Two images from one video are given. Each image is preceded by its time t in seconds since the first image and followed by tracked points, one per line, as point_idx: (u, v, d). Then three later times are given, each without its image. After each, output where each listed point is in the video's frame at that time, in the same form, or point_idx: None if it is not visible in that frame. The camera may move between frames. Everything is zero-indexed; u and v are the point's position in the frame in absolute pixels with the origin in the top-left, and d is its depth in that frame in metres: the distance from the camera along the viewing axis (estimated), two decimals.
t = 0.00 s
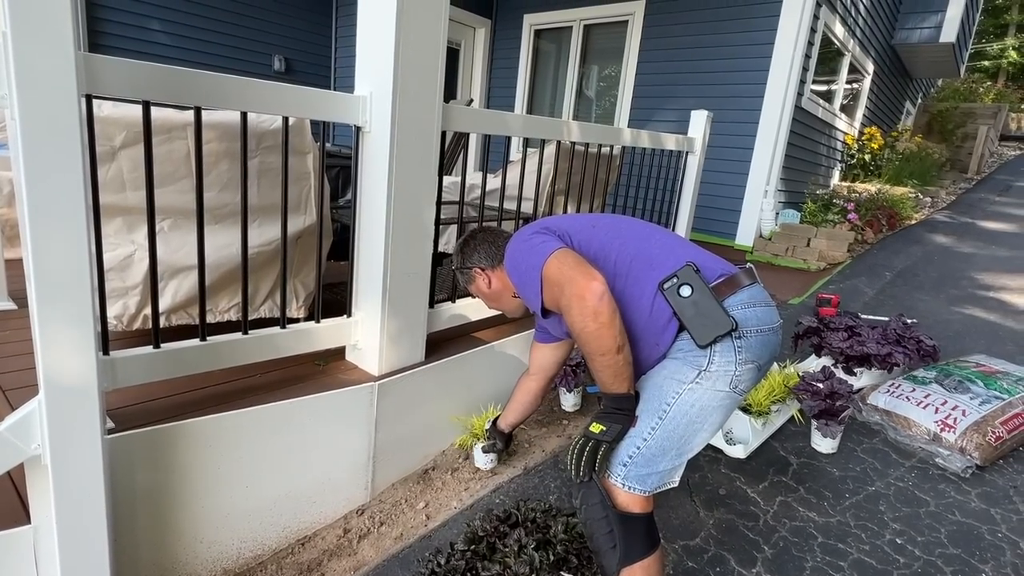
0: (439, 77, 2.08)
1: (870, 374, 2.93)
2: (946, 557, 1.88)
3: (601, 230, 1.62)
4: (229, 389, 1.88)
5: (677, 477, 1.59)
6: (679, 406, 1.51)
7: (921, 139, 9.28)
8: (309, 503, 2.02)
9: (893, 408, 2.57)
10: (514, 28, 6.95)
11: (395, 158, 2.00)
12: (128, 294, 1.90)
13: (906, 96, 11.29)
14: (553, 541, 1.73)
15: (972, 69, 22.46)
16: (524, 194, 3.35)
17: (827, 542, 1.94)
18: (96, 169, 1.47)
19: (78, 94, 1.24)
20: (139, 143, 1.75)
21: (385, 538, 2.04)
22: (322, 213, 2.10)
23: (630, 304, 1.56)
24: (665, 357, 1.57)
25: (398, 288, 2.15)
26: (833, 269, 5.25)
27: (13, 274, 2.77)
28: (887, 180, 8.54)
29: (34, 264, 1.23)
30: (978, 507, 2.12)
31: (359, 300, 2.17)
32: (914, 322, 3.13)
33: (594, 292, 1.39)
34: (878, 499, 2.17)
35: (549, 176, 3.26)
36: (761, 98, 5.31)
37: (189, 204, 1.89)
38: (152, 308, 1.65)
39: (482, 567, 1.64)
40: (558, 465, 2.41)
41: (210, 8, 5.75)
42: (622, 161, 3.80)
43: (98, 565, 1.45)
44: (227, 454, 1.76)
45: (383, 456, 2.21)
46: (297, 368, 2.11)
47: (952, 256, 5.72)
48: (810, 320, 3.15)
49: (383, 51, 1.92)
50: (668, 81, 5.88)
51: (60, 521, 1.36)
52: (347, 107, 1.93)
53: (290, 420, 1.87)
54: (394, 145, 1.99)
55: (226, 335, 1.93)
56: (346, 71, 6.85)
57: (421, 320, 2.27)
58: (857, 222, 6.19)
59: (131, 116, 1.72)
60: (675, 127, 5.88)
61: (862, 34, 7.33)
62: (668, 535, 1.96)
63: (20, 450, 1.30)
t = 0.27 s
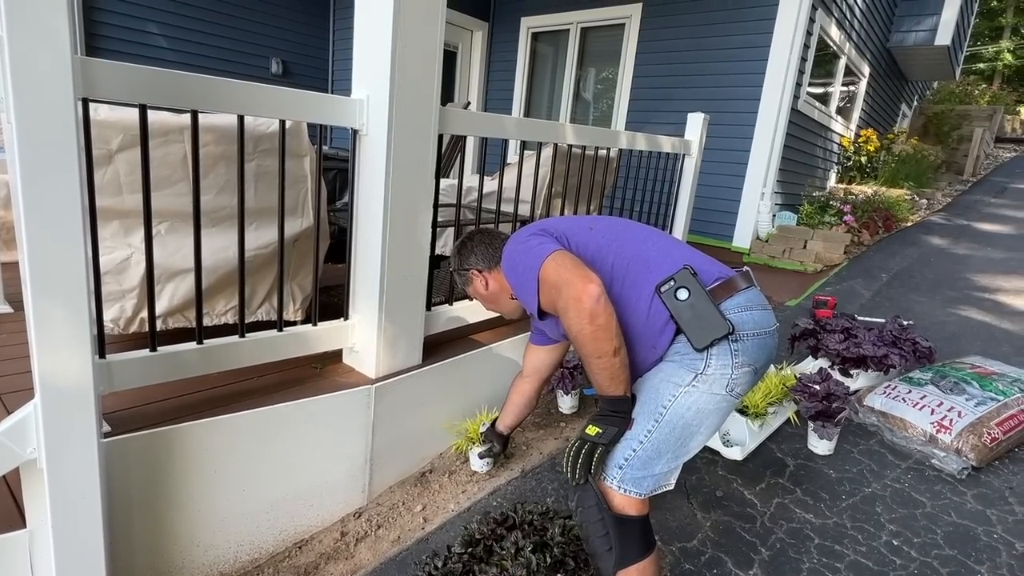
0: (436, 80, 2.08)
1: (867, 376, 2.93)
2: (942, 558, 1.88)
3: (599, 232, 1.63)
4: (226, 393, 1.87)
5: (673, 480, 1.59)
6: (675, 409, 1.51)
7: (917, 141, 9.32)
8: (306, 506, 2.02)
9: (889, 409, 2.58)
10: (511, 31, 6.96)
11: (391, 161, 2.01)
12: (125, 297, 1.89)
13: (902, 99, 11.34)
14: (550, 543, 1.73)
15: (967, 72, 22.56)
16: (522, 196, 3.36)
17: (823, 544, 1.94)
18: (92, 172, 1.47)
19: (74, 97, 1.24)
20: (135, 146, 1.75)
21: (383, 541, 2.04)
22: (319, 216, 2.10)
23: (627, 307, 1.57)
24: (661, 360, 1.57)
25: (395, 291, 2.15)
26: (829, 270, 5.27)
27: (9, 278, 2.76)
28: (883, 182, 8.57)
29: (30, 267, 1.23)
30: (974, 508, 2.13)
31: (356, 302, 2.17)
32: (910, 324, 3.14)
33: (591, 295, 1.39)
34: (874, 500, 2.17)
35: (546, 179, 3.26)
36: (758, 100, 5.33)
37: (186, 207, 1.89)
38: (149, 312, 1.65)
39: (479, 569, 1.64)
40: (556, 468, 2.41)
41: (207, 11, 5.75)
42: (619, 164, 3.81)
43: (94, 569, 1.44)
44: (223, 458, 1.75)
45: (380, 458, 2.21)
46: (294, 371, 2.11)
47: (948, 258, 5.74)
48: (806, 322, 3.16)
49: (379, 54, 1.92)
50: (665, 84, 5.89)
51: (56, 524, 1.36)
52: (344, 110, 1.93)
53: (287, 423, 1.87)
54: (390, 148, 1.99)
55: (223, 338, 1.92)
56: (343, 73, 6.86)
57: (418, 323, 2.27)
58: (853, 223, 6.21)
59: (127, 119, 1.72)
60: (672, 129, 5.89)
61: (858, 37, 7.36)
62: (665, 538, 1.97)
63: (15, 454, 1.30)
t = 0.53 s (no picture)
0: (432, 82, 2.08)
1: (863, 376, 2.94)
2: (939, 558, 1.89)
3: (600, 231, 1.63)
4: (222, 395, 1.87)
5: (671, 482, 1.59)
6: (673, 411, 1.51)
7: (913, 143, 9.35)
8: (303, 508, 2.02)
9: (885, 410, 2.58)
10: (508, 33, 6.97)
11: (388, 163, 2.01)
12: (121, 300, 1.89)
13: (897, 101, 11.38)
14: (547, 545, 1.73)
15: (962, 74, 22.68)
16: (518, 198, 3.36)
17: (820, 544, 1.94)
18: (88, 174, 1.47)
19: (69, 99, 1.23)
20: (131, 149, 1.75)
21: (380, 543, 2.04)
22: (315, 218, 2.10)
23: (626, 306, 1.57)
24: (660, 361, 1.57)
25: (392, 292, 2.15)
26: (826, 271, 5.28)
27: (4, 281, 2.75)
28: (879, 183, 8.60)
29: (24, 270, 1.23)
30: (970, 507, 2.14)
31: (353, 304, 2.17)
32: (906, 324, 3.15)
33: (590, 296, 1.39)
34: (871, 501, 2.18)
35: (543, 181, 3.27)
36: (754, 102, 5.34)
37: (181, 209, 1.89)
38: (145, 314, 1.65)
39: (475, 571, 1.64)
40: (553, 469, 2.41)
41: (204, 14, 5.75)
42: (616, 166, 3.81)
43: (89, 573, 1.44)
44: (220, 460, 1.75)
45: (377, 461, 2.21)
46: (291, 373, 2.10)
47: (943, 258, 5.76)
48: (803, 323, 3.17)
49: (375, 56, 1.93)
50: (662, 86, 5.91)
51: (50, 528, 1.35)
52: (341, 112, 1.93)
53: (284, 425, 1.87)
54: (387, 150, 1.99)
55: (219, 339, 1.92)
56: (340, 76, 6.86)
57: (415, 324, 2.27)
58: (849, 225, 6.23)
59: (123, 121, 1.72)
60: (668, 131, 5.90)
61: (853, 39, 7.39)
62: (663, 539, 1.97)
63: (10, 457, 1.30)
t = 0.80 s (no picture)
0: (427, 85, 2.09)
1: (859, 377, 2.95)
2: (934, 558, 1.89)
3: (602, 222, 1.62)
4: (218, 399, 1.86)
5: (672, 489, 1.59)
6: (667, 414, 1.51)
7: (907, 144, 9.39)
8: (299, 513, 2.01)
9: (881, 410, 2.59)
10: (504, 36, 6.98)
11: (383, 166, 2.01)
12: (116, 304, 1.88)
13: (892, 102, 11.44)
14: (543, 548, 1.73)
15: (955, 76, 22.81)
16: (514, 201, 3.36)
17: (816, 546, 1.95)
18: (82, 178, 1.46)
19: (63, 103, 1.23)
20: (125, 153, 1.74)
21: (376, 547, 2.03)
22: (311, 221, 2.10)
23: (622, 303, 1.58)
24: (654, 364, 1.58)
25: (388, 295, 2.15)
26: (821, 272, 5.29)
27: None
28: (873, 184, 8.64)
29: (17, 275, 1.23)
30: (965, 507, 2.14)
31: (349, 307, 2.17)
32: (901, 325, 3.16)
33: (582, 299, 1.40)
34: (866, 501, 2.18)
35: (538, 183, 3.27)
36: (749, 104, 5.36)
37: (176, 212, 1.88)
38: (140, 318, 1.64)
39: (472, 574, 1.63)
40: (549, 472, 2.41)
41: (199, 17, 5.74)
42: (612, 168, 3.82)
43: None
44: (214, 465, 1.74)
45: (373, 464, 2.20)
46: (286, 377, 2.10)
47: (938, 259, 5.78)
48: (798, 325, 3.18)
49: (370, 59, 1.93)
50: (657, 88, 5.92)
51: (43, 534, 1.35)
52: (335, 115, 1.94)
53: (279, 429, 1.87)
54: (382, 153, 1.99)
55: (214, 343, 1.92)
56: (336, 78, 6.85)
57: (411, 327, 2.27)
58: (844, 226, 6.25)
59: (117, 125, 1.71)
60: (664, 133, 5.92)
61: (847, 41, 7.42)
62: (660, 541, 1.97)
63: (3, 463, 1.29)
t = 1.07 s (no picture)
0: (420, 88, 2.09)
1: (853, 377, 2.95)
2: (928, 558, 1.90)
3: (609, 191, 1.54)
4: (211, 403, 1.85)
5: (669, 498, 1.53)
6: (646, 417, 1.46)
7: (900, 145, 9.45)
8: (293, 517, 2.00)
9: (875, 410, 2.60)
10: (498, 38, 6.99)
11: (377, 168, 2.00)
12: (108, 308, 1.86)
13: (884, 103, 11.50)
14: (539, 551, 1.72)
15: (947, 77, 22.96)
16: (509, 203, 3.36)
17: (811, 546, 1.95)
18: (72, 182, 1.45)
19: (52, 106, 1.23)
20: (116, 156, 1.73)
21: (371, 551, 2.02)
22: (304, 224, 2.09)
23: (610, 285, 1.54)
24: (631, 363, 1.53)
25: (382, 298, 2.14)
26: (815, 272, 5.31)
27: None
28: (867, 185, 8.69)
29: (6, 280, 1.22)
30: (959, 507, 2.15)
31: (343, 310, 2.17)
32: (894, 325, 3.18)
33: (565, 292, 1.42)
34: (861, 501, 2.19)
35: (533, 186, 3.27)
36: (743, 105, 5.38)
37: (168, 216, 1.87)
38: (131, 323, 1.63)
39: None
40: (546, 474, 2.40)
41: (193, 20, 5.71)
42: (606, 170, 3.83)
43: None
44: (208, 470, 1.73)
45: (368, 468, 2.19)
46: (280, 381, 2.09)
47: (931, 259, 5.81)
48: (792, 325, 3.18)
49: (363, 62, 1.93)
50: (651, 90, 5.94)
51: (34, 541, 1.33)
52: (328, 118, 1.93)
53: (272, 434, 1.86)
54: (375, 156, 1.99)
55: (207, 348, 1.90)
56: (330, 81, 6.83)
57: (406, 329, 2.26)
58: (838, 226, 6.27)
59: (109, 129, 1.70)
60: (658, 135, 5.93)
61: (840, 43, 7.46)
62: (656, 543, 1.97)
63: None
